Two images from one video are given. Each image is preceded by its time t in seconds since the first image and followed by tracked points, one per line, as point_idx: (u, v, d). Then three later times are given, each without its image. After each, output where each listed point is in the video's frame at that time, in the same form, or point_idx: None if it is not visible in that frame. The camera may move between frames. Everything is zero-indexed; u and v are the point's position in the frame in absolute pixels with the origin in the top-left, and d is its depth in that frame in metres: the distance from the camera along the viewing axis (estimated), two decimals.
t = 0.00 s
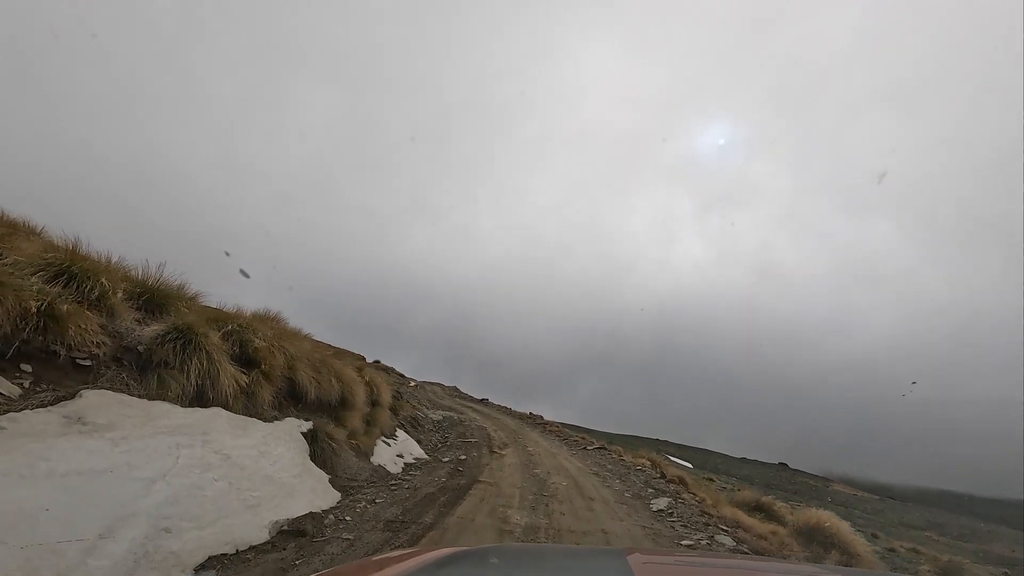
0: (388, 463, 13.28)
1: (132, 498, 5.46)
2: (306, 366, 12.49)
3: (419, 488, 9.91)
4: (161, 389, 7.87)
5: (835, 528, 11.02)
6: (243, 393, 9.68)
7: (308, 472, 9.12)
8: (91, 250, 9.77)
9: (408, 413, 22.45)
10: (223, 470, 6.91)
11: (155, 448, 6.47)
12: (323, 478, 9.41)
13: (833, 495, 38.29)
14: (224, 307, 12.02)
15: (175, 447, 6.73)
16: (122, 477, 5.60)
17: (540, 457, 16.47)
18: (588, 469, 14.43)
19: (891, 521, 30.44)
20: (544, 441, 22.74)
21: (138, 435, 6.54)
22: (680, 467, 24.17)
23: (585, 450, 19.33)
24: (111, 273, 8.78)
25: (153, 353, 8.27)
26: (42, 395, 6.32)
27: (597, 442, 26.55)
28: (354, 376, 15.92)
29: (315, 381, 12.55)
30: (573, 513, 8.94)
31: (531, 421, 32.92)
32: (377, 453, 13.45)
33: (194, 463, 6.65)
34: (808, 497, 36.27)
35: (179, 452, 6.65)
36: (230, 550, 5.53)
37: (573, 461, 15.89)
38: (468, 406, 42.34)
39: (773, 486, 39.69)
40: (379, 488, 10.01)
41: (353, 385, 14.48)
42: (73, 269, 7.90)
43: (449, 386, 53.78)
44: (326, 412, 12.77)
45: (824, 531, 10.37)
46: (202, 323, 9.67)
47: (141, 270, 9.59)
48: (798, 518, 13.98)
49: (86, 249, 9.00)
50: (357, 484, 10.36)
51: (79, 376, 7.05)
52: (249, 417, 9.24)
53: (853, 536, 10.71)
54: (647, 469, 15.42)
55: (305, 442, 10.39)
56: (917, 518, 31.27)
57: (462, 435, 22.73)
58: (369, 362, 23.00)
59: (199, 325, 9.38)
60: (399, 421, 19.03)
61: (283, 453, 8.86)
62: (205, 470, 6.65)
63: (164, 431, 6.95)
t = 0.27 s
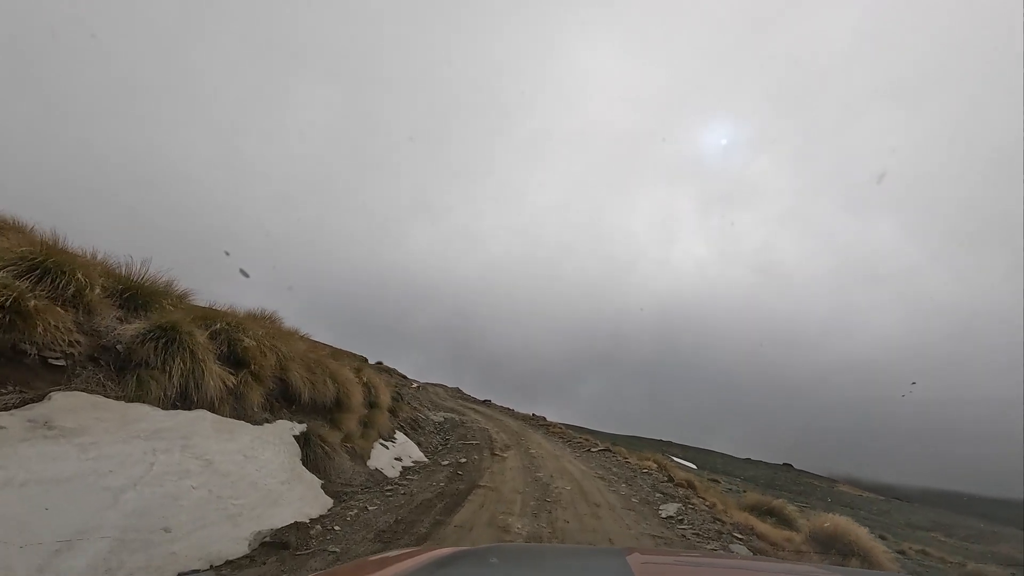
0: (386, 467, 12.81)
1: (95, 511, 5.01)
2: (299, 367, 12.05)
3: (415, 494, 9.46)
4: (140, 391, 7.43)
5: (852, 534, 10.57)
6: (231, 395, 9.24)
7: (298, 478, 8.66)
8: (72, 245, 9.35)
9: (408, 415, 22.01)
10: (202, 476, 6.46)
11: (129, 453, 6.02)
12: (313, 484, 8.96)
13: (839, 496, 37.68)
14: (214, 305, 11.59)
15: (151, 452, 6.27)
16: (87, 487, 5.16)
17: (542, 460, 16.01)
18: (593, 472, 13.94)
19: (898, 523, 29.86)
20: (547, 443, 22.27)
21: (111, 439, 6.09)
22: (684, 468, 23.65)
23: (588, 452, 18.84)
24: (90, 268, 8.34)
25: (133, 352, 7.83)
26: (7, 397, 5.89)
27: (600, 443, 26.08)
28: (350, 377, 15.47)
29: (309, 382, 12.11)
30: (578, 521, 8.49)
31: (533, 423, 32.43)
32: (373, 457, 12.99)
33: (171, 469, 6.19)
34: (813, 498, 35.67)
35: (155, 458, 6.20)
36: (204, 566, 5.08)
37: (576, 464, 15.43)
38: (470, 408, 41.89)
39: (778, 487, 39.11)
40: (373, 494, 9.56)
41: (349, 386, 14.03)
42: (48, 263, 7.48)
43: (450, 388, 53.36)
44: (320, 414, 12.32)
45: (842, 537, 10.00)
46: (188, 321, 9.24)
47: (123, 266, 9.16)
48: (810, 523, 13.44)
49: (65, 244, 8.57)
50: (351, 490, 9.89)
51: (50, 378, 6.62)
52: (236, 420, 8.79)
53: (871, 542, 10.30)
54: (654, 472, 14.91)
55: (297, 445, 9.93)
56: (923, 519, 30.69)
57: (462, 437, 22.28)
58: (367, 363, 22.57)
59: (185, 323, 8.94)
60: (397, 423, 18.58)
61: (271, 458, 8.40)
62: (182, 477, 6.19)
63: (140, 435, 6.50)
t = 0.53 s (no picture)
0: (381, 471, 12.23)
1: (42, 525, 4.46)
2: (290, 366, 11.50)
3: (410, 501, 8.92)
4: (112, 391, 6.89)
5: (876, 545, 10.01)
6: (214, 396, 8.70)
7: (284, 484, 8.11)
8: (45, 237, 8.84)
9: (407, 416, 21.45)
10: (173, 484, 5.91)
11: (91, 459, 5.45)
12: (301, 490, 8.40)
13: (843, 498, 37.02)
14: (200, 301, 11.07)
15: (117, 457, 5.71)
16: (36, 497, 4.61)
17: (545, 463, 15.42)
18: (599, 477, 13.34)
19: (903, 526, 29.23)
20: (550, 445, 21.67)
21: (73, 443, 5.53)
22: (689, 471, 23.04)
23: (593, 456, 18.24)
24: (63, 260, 7.82)
25: (105, 349, 7.29)
26: None
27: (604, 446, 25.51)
28: (346, 377, 14.90)
29: (300, 382, 11.56)
30: (584, 532, 7.92)
31: (536, 425, 31.75)
32: (369, 460, 12.42)
33: (139, 477, 5.63)
34: (819, 501, 34.99)
35: (122, 464, 5.64)
36: None
37: (581, 468, 14.85)
38: (472, 409, 41.36)
39: (783, 490, 38.42)
40: (366, 500, 9.02)
41: (344, 386, 13.47)
42: (14, 253, 6.96)
43: (454, 389, 52.85)
44: (312, 416, 11.76)
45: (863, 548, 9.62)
46: (169, 317, 8.70)
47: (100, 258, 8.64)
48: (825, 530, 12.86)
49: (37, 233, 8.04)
50: (342, 497, 9.32)
51: (12, 376, 6.10)
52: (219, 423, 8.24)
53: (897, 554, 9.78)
54: (662, 476, 14.30)
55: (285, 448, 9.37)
56: (929, 522, 30.04)
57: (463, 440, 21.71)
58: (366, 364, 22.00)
59: (165, 318, 8.40)
60: (395, 425, 18.01)
61: (255, 462, 7.85)
62: (151, 486, 5.63)
63: (107, 438, 5.93)
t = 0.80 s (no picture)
0: (377, 475, 11.72)
1: None
2: (281, 366, 11.02)
3: (405, 508, 8.42)
4: (81, 392, 6.41)
5: (901, 554, 9.43)
6: (197, 397, 8.22)
7: (270, 490, 7.62)
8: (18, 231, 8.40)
9: (407, 418, 20.95)
10: (140, 494, 5.43)
11: (50, 467, 4.98)
12: (288, 497, 7.91)
13: (849, 498, 36.43)
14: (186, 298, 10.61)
15: (80, 465, 5.24)
16: None
17: (548, 465, 14.93)
18: (604, 480, 12.80)
19: (907, 526, 28.64)
20: (553, 447, 21.15)
21: (30, 449, 5.06)
22: (694, 472, 22.48)
23: (597, 457, 17.71)
24: (33, 254, 7.35)
25: (76, 348, 6.82)
26: None
27: (608, 446, 24.97)
28: (341, 377, 14.40)
29: (291, 383, 11.08)
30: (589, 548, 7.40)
31: (538, 426, 31.23)
32: (364, 464, 11.92)
33: (102, 487, 5.16)
34: (825, 501, 34.38)
35: (83, 473, 5.16)
36: None
37: (585, 471, 14.33)
38: (474, 410, 40.84)
39: (787, 490, 37.83)
40: (358, 508, 8.53)
41: (339, 386, 12.98)
42: None
43: (455, 390, 52.35)
44: (304, 418, 11.28)
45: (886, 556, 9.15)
46: (149, 314, 8.22)
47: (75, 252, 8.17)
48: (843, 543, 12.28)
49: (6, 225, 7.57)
50: (332, 504, 8.80)
51: None
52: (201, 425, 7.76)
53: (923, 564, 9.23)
54: (670, 479, 13.73)
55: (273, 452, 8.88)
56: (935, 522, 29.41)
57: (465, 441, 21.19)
58: (365, 364, 21.51)
59: (143, 315, 7.91)
60: (394, 427, 17.51)
61: (239, 467, 7.36)
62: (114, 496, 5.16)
63: (70, 443, 5.46)
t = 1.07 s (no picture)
0: (372, 479, 11.19)
1: None
2: (270, 366, 10.53)
3: (398, 516, 7.93)
4: (44, 394, 5.93)
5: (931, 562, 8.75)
6: (176, 398, 7.72)
7: (252, 498, 7.12)
8: None
9: (405, 419, 20.44)
10: (101, 506, 4.95)
11: None
12: (273, 505, 7.41)
13: (856, 498, 35.85)
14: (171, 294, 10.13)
15: (34, 474, 4.75)
16: None
17: (551, 469, 14.42)
18: (610, 485, 12.25)
19: (910, 524, 27.98)
20: (555, 449, 20.64)
21: None
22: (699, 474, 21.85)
23: (601, 460, 17.19)
24: None
25: (41, 346, 6.33)
26: None
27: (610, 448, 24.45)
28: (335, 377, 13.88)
29: (281, 383, 10.59)
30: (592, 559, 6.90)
31: (539, 426, 30.72)
32: (358, 468, 11.42)
33: (57, 498, 4.69)
34: (831, 501, 33.75)
35: (37, 482, 4.68)
36: None
37: (589, 474, 13.83)
38: (475, 410, 40.31)
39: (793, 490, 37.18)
40: (349, 516, 8.03)
41: (333, 387, 12.48)
42: None
43: (456, 390, 51.84)
44: (295, 420, 10.79)
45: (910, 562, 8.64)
46: (126, 310, 7.74)
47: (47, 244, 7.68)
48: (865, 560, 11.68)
49: None
50: (321, 511, 8.26)
51: None
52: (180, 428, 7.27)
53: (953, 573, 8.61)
54: (678, 484, 13.14)
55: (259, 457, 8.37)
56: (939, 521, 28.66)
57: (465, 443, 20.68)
58: (362, 365, 21.00)
59: (119, 310, 7.42)
60: (391, 429, 17.01)
61: (219, 473, 6.87)
62: (69, 508, 4.70)
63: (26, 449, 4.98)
